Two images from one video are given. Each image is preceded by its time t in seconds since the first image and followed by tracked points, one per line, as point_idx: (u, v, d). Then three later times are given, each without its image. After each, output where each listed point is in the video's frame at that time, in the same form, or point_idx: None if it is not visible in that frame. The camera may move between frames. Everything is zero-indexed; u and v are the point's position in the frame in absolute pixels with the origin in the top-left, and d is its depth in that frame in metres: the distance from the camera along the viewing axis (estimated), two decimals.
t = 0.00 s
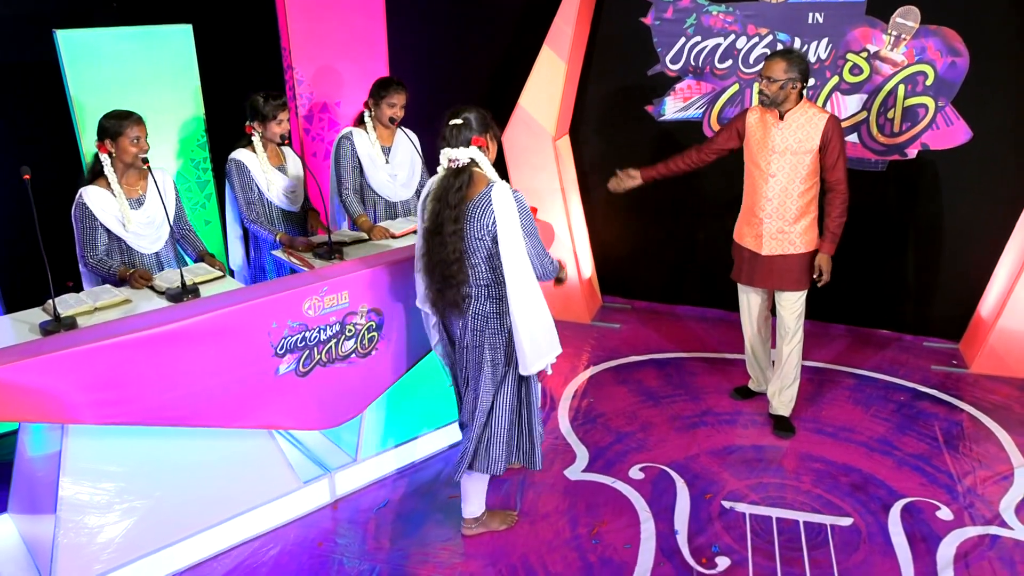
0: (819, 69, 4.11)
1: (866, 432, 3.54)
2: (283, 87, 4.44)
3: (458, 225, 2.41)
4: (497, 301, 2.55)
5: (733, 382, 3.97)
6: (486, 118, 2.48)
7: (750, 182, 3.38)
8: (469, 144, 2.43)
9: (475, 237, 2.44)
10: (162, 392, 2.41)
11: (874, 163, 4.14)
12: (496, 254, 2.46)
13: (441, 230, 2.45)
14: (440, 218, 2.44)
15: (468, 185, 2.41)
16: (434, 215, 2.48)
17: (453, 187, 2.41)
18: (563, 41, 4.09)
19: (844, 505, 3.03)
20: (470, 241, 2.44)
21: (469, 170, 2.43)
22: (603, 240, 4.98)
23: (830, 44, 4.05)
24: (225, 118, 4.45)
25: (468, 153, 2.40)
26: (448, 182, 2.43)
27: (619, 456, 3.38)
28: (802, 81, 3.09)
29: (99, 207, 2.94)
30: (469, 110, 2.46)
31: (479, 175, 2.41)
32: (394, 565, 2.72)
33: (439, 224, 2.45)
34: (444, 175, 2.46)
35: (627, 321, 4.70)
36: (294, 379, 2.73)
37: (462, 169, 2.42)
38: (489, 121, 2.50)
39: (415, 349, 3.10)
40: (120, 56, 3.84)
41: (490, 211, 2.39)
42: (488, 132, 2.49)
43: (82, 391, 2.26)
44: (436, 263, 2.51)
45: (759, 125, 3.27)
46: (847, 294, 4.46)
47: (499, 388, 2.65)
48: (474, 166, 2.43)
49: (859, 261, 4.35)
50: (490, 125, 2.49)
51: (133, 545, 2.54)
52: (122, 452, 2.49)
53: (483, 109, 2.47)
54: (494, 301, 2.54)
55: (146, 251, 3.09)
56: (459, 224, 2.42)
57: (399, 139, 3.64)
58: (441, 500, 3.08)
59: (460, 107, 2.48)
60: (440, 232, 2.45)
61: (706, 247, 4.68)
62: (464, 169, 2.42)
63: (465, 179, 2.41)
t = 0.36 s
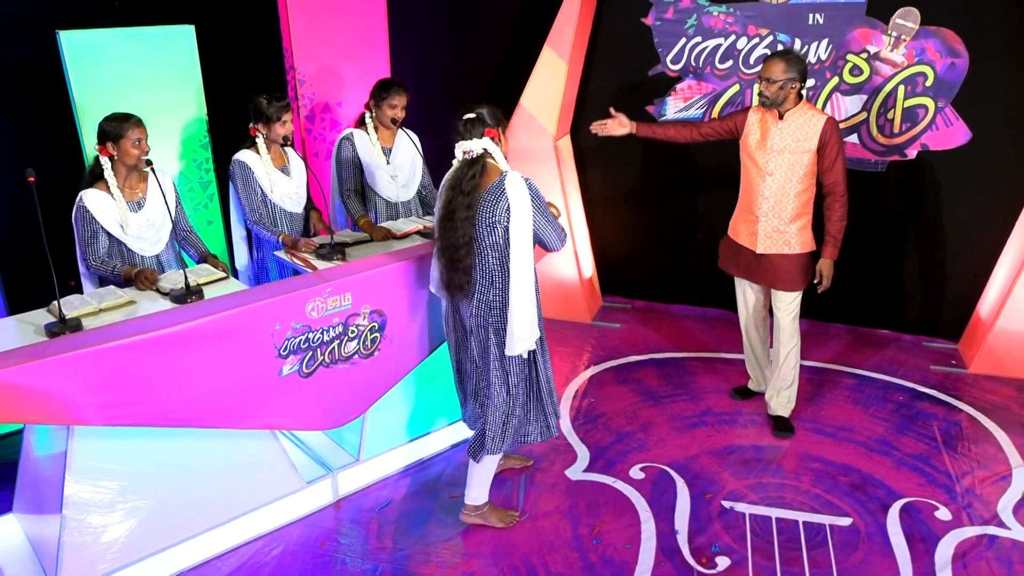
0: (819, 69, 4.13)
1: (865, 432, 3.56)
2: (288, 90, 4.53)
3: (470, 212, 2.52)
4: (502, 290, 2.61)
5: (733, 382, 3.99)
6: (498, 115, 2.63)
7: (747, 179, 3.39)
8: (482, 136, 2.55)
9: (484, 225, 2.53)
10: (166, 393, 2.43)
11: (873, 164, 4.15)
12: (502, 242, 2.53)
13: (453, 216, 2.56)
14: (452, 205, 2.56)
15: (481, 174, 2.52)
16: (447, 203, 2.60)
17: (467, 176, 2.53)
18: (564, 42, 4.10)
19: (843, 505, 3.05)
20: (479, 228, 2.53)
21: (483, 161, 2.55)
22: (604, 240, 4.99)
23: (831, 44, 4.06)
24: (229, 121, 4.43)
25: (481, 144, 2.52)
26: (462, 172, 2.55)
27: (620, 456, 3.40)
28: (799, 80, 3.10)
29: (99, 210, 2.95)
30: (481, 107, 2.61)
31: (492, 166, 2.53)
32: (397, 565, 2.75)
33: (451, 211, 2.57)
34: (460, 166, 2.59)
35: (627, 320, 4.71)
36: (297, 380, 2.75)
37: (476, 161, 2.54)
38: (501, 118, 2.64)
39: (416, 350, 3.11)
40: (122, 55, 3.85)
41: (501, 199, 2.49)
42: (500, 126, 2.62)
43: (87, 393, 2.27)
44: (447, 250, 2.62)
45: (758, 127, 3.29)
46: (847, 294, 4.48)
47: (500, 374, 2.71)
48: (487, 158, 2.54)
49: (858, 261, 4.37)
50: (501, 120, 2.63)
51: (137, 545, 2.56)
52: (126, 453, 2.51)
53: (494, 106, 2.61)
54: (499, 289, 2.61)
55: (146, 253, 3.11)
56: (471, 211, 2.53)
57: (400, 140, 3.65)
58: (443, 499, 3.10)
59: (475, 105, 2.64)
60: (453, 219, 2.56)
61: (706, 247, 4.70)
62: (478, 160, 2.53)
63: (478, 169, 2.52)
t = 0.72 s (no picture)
0: (816, 86, 4.16)
1: (864, 446, 3.57)
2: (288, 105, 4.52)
3: (476, 220, 2.55)
4: (506, 297, 2.62)
5: (732, 397, 4.00)
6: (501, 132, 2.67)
7: (744, 197, 3.39)
8: (486, 147, 2.58)
9: (490, 233, 2.55)
10: (167, 408, 2.44)
11: (871, 178, 4.18)
12: (507, 250, 2.56)
13: (458, 225, 2.59)
14: (458, 214, 2.58)
15: (486, 184, 2.55)
16: (452, 213, 2.62)
17: (472, 186, 2.56)
18: (563, 58, 4.13)
19: (842, 520, 3.06)
20: (484, 235, 2.56)
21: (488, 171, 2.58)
22: (603, 255, 5.01)
23: (828, 61, 4.09)
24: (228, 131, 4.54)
25: (485, 156, 2.55)
26: (467, 182, 2.58)
27: (620, 471, 3.41)
28: (793, 96, 3.13)
29: (102, 226, 2.97)
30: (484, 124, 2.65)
31: (496, 176, 2.56)
32: None
33: (456, 220, 2.60)
34: (463, 177, 2.61)
35: (626, 335, 4.72)
36: (297, 396, 2.76)
37: (480, 171, 2.57)
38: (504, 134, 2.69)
39: (417, 365, 3.12)
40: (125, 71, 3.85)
41: (508, 207, 2.52)
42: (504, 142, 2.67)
43: (88, 409, 2.28)
44: (452, 258, 2.64)
45: (753, 144, 3.30)
46: (846, 309, 4.49)
47: (499, 383, 2.72)
48: (491, 169, 2.58)
49: (856, 276, 4.39)
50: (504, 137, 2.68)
51: (136, 561, 2.55)
52: (125, 469, 2.51)
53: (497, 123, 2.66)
54: (502, 296, 2.62)
55: (148, 270, 3.11)
56: (477, 220, 2.55)
57: (400, 156, 3.67)
58: (443, 515, 3.10)
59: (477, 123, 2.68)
60: (458, 228, 2.58)
61: (704, 262, 4.72)
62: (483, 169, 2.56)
63: (483, 180, 2.55)
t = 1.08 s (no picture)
0: (815, 87, 4.17)
1: (864, 447, 3.57)
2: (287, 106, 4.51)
3: (476, 223, 2.56)
4: (507, 298, 2.62)
5: (732, 398, 4.00)
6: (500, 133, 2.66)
7: (744, 201, 3.40)
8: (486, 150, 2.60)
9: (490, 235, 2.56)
10: (168, 410, 2.44)
11: (870, 180, 4.18)
12: (507, 252, 2.57)
13: (458, 228, 2.60)
14: (458, 217, 2.60)
15: (486, 187, 2.56)
16: (452, 216, 2.63)
17: (472, 189, 2.57)
18: (563, 60, 4.14)
19: (842, 521, 3.06)
20: (484, 237, 2.57)
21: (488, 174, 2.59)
22: (603, 257, 5.01)
23: (827, 62, 4.10)
24: (228, 132, 4.55)
25: (485, 159, 2.57)
26: (467, 186, 2.59)
27: (620, 472, 3.41)
28: (788, 97, 3.14)
29: (108, 226, 2.98)
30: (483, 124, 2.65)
31: (496, 178, 2.58)
32: None
33: (456, 223, 2.61)
34: (464, 180, 2.63)
35: (626, 336, 4.73)
36: (298, 398, 2.76)
37: (481, 174, 2.59)
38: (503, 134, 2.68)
39: (417, 367, 3.13)
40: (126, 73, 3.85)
41: (507, 209, 2.53)
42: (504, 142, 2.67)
43: (89, 411, 2.28)
44: (453, 260, 2.65)
45: (749, 148, 3.30)
46: (845, 310, 4.49)
47: (499, 382, 2.72)
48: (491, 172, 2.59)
49: (856, 277, 4.39)
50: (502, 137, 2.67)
51: (136, 562, 2.56)
52: (126, 471, 2.51)
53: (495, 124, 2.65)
54: (503, 298, 2.62)
55: (153, 269, 3.11)
56: (477, 222, 2.56)
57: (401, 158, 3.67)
58: (443, 517, 3.10)
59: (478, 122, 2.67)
60: (458, 230, 2.59)
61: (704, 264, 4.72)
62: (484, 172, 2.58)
63: (483, 183, 2.56)
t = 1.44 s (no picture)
0: (813, 85, 4.16)
1: (861, 445, 3.58)
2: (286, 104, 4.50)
3: (465, 229, 2.57)
4: (501, 301, 2.63)
5: (730, 396, 4.00)
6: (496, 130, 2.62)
7: (742, 199, 3.40)
8: (479, 156, 2.59)
9: (481, 240, 2.57)
10: (166, 409, 2.44)
11: (868, 178, 4.18)
12: (498, 256, 2.57)
13: (449, 234, 2.62)
14: (449, 223, 2.61)
15: (477, 192, 2.56)
16: (445, 221, 2.64)
17: (463, 194, 2.57)
18: (561, 58, 4.13)
19: (840, 519, 3.06)
20: (474, 243, 2.58)
21: (480, 178, 2.58)
22: (601, 255, 5.01)
23: (825, 60, 4.10)
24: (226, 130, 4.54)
25: (479, 165, 2.56)
26: (458, 191, 2.59)
27: (618, 470, 3.41)
28: (785, 95, 3.14)
29: (116, 220, 2.98)
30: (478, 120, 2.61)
31: (489, 182, 2.57)
32: None
33: (448, 228, 2.62)
34: (457, 185, 2.63)
35: (624, 335, 4.73)
36: (296, 396, 2.76)
37: (473, 179, 2.58)
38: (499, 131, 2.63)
39: (416, 365, 3.13)
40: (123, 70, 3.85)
41: (497, 214, 2.52)
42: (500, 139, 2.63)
43: (87, 409, 2.28)
44: (446, 265, 2.67)
45: (747, 146, 3.32)
46: (843, 308, 4.50)
47: (493, 381, 2.72)
48: (485, 176, 2.58)
49: (853, 275, 4.40)
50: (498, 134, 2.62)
51: (134, 560, 2.56)
52: (124, 470, 2.51)
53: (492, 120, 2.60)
54: (496, 302, 2.63)
55: (161, 264, 3.11)
56: (467, 228, 2.57)
57: (399, 156, 3.66)
58: (442, 515, 3.10)
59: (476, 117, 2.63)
60: (450, 236, 2.61)
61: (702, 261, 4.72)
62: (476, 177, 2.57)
63: (474, 188, 2.56)
